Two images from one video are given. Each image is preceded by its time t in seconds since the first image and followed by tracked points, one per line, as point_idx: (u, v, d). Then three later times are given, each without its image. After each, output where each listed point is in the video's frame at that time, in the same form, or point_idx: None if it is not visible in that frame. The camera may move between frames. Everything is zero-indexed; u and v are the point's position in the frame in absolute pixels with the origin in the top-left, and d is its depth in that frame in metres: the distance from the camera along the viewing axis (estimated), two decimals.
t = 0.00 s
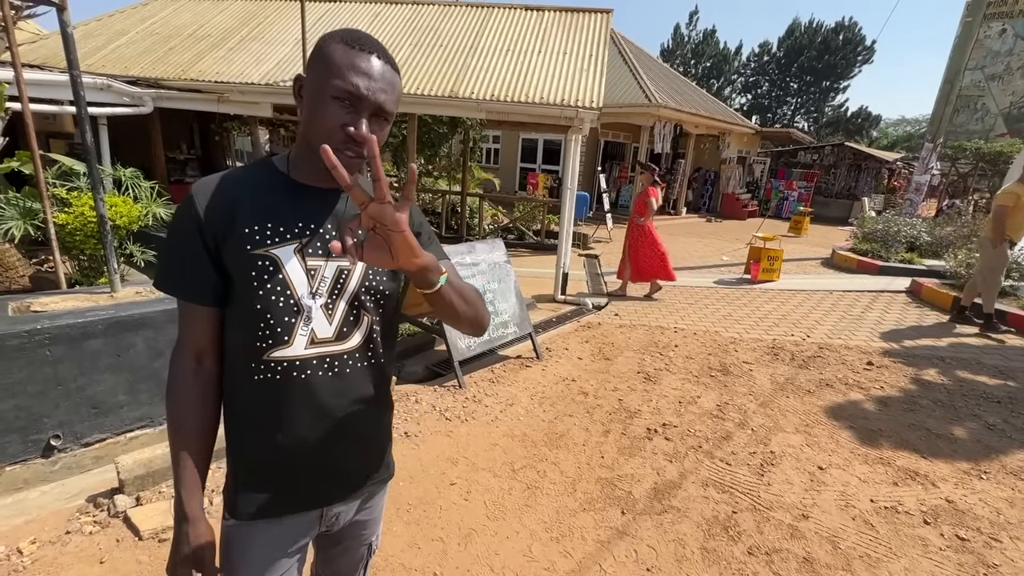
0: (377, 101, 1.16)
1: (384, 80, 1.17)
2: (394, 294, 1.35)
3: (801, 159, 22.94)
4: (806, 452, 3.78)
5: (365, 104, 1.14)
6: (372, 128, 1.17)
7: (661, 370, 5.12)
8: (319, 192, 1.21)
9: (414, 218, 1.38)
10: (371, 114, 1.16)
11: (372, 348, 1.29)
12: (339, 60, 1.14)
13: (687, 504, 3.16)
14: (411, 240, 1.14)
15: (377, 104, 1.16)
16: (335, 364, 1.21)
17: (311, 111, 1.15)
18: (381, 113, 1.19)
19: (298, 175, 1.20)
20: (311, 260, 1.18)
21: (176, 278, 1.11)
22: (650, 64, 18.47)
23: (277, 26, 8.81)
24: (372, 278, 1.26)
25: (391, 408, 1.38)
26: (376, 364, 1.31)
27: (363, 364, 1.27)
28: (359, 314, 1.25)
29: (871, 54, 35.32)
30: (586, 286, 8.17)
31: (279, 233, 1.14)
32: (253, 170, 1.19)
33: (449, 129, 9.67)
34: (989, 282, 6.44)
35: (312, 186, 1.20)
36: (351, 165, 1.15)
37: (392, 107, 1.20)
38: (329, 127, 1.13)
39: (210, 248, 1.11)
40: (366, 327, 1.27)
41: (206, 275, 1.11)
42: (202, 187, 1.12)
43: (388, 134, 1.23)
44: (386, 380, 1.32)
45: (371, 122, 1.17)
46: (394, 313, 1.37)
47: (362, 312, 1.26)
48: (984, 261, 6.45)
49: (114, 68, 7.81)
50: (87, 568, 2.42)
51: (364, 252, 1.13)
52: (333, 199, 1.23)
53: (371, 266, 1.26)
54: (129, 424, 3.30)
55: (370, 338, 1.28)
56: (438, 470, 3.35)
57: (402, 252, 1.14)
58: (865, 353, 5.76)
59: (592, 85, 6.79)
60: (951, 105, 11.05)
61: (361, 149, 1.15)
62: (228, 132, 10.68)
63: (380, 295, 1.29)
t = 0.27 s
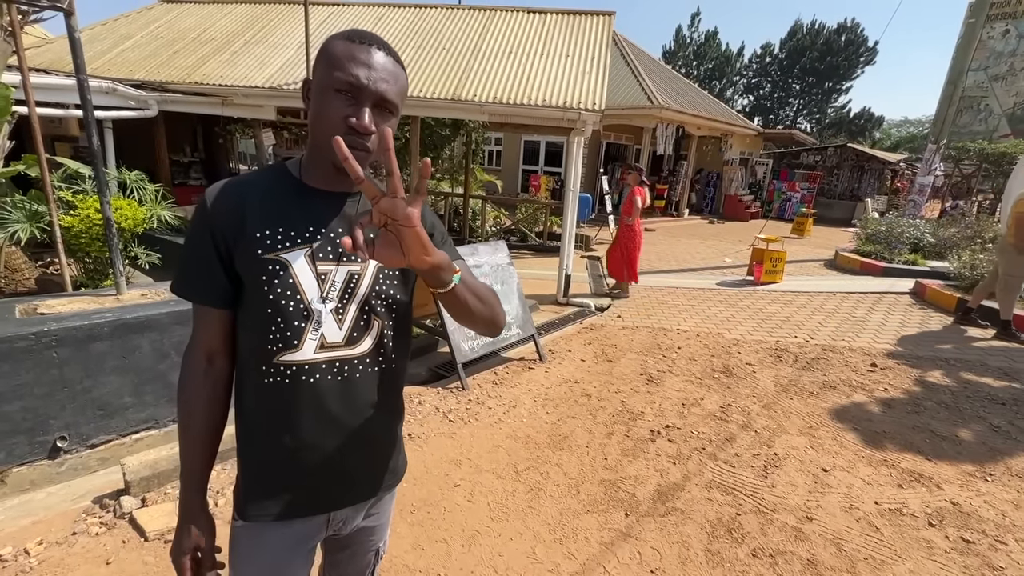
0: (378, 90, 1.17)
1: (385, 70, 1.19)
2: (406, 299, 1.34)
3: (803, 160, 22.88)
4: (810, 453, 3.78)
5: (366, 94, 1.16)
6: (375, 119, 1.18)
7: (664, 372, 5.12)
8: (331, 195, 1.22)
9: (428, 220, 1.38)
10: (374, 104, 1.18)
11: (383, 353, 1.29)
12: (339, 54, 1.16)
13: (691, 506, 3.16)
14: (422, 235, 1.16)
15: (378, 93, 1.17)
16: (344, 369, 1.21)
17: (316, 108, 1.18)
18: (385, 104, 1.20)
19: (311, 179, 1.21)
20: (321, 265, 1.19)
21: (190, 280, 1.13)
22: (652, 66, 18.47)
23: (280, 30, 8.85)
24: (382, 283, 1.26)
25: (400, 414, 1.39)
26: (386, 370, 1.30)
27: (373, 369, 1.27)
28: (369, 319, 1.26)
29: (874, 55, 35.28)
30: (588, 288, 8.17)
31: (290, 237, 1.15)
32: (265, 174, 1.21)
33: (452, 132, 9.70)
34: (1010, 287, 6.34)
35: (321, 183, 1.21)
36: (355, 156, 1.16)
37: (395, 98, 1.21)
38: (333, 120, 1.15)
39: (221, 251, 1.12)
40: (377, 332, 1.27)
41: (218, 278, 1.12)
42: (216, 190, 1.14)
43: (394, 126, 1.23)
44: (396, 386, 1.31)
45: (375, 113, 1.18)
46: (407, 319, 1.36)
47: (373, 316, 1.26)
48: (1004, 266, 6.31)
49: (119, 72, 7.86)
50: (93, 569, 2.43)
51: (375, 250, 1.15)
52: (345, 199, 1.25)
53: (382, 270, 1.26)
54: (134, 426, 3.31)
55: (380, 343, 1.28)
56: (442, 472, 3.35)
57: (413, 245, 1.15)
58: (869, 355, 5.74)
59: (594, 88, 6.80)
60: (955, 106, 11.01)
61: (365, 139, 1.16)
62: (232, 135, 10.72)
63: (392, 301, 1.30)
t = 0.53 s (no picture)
0: (380, 83, 1.17)
1: (389, 64, 1.19)
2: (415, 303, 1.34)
3: (806, 162, 22.85)
4: (814, 456, 3.77)
5: (368, 87, 1.16)
6: (379, 112, 1.18)
7: (668, 374, 5.11)
8: (339, 198, 1.23)
9: (438, 222, 1.38)
10: (377, 97, 1.18)
11: (392, 358, 1.29)
12: (343, 50, 1.17)
13: (695, 508, 3.16)
14: (431, 237, 1.14)
15: (380, 85, 1.17)
16: (351, 374, 1.22)
17: (321, 104, 1.19)
18: (389, 97, 1.20)
19: (319, 180, 1.22)
20: (330, 270, 1.20)
21: (200, 284, 1.14)
22: (654, 68, 18.50)
23: (285, 33, 8.90)
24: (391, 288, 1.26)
25: (407, 419, 1.39)
26: (395, 376, 1.30)
27: (381, 374, 1.27)
28: (378, 325, 1.25)
29: (877, 57, 35.25)
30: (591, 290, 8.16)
31: (298, 242, 1.16)
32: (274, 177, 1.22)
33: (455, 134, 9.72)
34: None
35: (328, 180, 1.21)
36: (359, 148, 1.15)
37: (399, 92, 1.21)
38: (336, 115, 1.16)
39: (230, 255, 1.14)
40: (385, 337, 1.27)
41: (227, 282, 1.14)
42: (226, 195, 1.16)
43: (400, 120, 1.23)
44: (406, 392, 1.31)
45: (378, 106, 1.18)
46: (417, 323, 1.36)
47: (382, 322, 1.26)
48: None
49: (124, 75, 7.91)
50: (100, 570, 2.44)
51: (383, 251, 1.15)
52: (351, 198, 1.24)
53: (390, 275, 1.26)
54: (140, 427, 3.32)
55: (389, 348, 1.28)
56: (445, 473, 3.36)
57: (420, 247, 1.14)
58: (873, 357, 5.73)
59: (597, 90, 6.81)
60: (958, 108, 11.00)
61: (368, 131, 1.16)
62: (235, 138, 10.76)
63: (401, 306, 1.29)
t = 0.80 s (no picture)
0: (400, 90, 1.18)
1: (408, 71, 1.20)
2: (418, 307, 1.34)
3: (810, 163, 22.77)
4: (818, 458, 3.75)
5: (389, 93, 1.17)
6: (397, 118, 1.19)
7: (671, 376, 5.10)
8: (344, 200, 1.23)
9: (442, 224, 1.39)
10: (396, 104, 1.19)
11: (395, 362, 1.29)
12: (364, 52, 1.17)
13: (699, 510, 3.15)
14: (428, 227, 1.13)
15: (401, 93, 1.18)
16: (355, 379, 1.22)
17: (336, 104, 1.18)
18: (406, 104, 1.21)
19: (325, 180, 1.22)
20: (333, 274, 1.20)
21: (203, 287, 1.15)
22: (658, 70, 18.49)
23: (289, 36, 8.94)
24: (394, 291, 1.27)
25: (411, 422, 1.39)
26: (398, 379, 1.31)
27: (384, 378, 1.27)
28: (382, 329, 1.26)
29: (881, 58, 35.14)
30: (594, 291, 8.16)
31: (302, 246, 1.16)
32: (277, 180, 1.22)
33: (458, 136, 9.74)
34: None
35: (338, 181, 1.22)
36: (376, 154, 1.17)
37: (416, 99, 1.23)
38: (355, 117, 1.16)
39: (233, 259, 1.14)
40: (389, 341, 1.27)
41: (230, 286, 1.14)
42: (229, 199, 1.16)
43: (413, 127, 1.25)
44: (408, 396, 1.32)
45: (396, 112, 1.19)
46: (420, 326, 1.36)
47: (386, 326, 1.26)
48: None
49: (130, 78, 7.96)
50: (104, 570, 2.45)
51: (381, 242, 1.13)
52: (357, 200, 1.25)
53: (394, 278, 1.27)
54: (145, 428, 3.34)
55: (392, 352, 1.28)
56: (448, 475, 3.36)
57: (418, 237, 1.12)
58: (877, 359, 5.70)
59: (600, 92, 6.82)
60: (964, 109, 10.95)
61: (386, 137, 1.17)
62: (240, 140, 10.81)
63: (405, 310, 1.30)
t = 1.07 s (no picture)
0: (398, 82, 1.19)
1: (404, 63, 1.22)
2: (419, 309, 1.36)
3: (815, 164, 22.68)
4: (823, 460, 3.74)
5: (386, 85, 1.18)
6: (397, 109, 1.20)
7: (675, 378, 5.09)
8: (347, 202, 1.24)
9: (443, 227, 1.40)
10: (395, 95, 1.20)
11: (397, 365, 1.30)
12: (359, 47, 1.18)
13: (703, 512, 3.14)
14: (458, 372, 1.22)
15: (398, 84, 1.19)
16: (357, 382, 1.23)
17: (334, 99, 1.18)
18: (405, 95, 1.22)
19: (328, 180, 1.22)
20: (335, 277, 1.20)
21: (206, 290, 1.15)
22: (661, 71, 18.48)
23: (294, 39, 8.98)
24: (397, 294, 1.28)
25: (412, 425, 1.39)
26: (399, 383, 1.31)
27: (386, 382, 1.28)
28: (384, 332, 1.28)
29: (886, 59, 35.02)
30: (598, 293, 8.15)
31: (304, 249, 1.17)
32: (278, 181, 1.22)
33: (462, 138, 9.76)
34: None
35: (339, 178, 1.21)
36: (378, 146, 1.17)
37: (414, 90, 1.24)
38: (353, 111, 1.16)
39: (235, 262, 1.15)
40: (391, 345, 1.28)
41: (233, 289, 1.15)
42: (231, 201, 1.16)
43: (413, 119, 1.26)
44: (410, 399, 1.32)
45: (395, 103, 1.20)
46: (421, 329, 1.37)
47: (387, 330, 1.28)
48: None
49: (136, 81, 8.02)
50: (110, 570, 2.47)
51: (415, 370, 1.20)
52: (360, 197, 1.24)
53: (397, 282, 1.28)
54: (150, 428, 3.35)
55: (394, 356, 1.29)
56: (452, 477, 3.36)
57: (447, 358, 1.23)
58: (883, 361, 5.67)
59: (604, 94, 6.82)
60: (969, 110, 10.90)
61: (387, 129, 1.18)
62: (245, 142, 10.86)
63: (405, 311, 1.31)
